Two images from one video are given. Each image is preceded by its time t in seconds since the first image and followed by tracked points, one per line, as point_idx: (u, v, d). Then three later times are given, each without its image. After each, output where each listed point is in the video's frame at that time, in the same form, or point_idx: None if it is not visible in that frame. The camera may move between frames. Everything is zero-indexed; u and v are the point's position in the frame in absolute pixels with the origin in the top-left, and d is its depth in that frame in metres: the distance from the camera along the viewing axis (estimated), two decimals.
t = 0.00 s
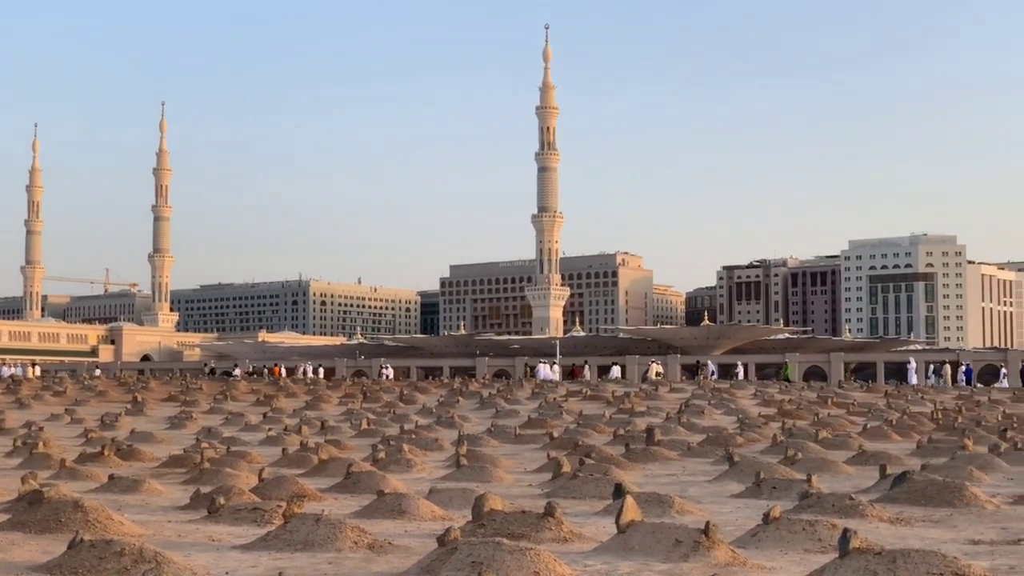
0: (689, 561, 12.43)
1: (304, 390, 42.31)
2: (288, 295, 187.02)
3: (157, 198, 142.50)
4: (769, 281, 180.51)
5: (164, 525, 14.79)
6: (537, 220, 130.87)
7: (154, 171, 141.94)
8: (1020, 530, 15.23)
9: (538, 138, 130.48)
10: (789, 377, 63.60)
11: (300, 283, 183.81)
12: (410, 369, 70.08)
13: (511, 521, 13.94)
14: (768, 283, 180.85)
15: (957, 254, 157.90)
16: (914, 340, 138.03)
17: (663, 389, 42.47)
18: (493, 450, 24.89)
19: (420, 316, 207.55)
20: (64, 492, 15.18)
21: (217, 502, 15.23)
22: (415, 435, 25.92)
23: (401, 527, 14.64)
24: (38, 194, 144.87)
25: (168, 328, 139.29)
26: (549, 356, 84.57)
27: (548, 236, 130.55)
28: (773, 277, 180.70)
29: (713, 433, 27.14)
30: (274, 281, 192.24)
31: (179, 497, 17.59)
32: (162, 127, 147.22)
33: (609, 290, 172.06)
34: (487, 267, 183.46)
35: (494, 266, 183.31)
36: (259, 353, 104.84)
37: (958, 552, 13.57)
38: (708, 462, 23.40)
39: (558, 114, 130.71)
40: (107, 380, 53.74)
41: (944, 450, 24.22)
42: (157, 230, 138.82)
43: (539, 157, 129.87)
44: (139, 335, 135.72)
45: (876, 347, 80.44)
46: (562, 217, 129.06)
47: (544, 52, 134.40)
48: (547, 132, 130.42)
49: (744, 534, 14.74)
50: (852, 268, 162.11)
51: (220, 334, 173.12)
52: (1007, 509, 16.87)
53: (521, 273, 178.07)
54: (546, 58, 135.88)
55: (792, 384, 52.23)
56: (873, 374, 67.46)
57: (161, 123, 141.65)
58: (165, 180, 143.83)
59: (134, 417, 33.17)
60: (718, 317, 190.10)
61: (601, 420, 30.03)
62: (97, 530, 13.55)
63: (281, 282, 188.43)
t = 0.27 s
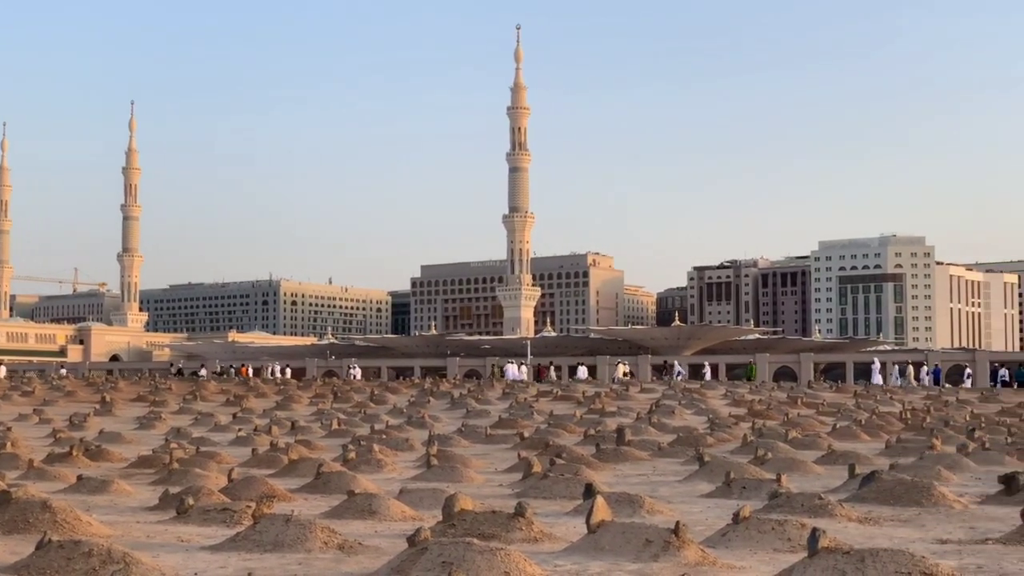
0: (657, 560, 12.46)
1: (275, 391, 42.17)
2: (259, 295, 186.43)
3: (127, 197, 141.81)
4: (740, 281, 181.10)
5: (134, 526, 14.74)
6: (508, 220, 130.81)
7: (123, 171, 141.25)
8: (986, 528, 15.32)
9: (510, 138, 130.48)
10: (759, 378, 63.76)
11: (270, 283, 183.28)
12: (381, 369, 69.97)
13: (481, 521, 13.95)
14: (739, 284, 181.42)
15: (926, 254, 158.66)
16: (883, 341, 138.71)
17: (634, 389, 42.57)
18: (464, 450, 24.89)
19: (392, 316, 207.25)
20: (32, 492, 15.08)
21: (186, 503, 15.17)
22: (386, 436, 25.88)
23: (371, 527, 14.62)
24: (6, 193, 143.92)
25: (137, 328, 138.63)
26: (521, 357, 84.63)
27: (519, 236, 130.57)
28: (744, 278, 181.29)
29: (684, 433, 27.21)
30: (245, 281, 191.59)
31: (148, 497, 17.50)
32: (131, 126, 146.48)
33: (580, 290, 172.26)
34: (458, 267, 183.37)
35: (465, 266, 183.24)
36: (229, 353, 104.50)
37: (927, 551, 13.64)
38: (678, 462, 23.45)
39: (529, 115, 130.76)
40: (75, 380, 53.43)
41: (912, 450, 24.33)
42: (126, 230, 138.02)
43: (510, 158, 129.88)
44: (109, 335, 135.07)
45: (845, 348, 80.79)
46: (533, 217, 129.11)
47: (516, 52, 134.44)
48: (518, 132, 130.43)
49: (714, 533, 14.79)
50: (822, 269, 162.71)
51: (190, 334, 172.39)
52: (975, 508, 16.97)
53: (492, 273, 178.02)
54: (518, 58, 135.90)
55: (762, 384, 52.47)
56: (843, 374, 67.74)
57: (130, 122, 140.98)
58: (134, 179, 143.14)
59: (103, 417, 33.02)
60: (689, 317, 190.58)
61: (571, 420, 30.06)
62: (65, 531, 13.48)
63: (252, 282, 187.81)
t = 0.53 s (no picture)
0: (627, 559, 12.48)
1: (244, 391, 42.04)
2: (228, 295, 185.79)
3: (95, 196, 140.99)
4: (710, 281, 181.68)
5: (101, 527, 14.65)
6: (478, 219, 130.74)
7: (91, 170, 140.50)
8: (953, 526, 15.41)
9: (480, 138, 130.47)
10: (729, 377, 63.86)
11: (239, 282, 182.68)
12: (350, 368, 69.82)
13: (451, 521, 13.94)
14: (708, 283, 181.96)
15: (893, 254, 159.52)
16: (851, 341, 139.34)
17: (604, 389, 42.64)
18: (434, 450, 24.86)
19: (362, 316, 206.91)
20: None
21: (154, 503, 15.10)
22: (355, 436, 25.83)
23: (341, 527, 14.59)
24: None
25: (105, 328, 137.91)
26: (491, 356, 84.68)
27: (489, 236, 130.55)
28: (713, 277, 181.87)
29: (653, 432, 27.23)
30: (214, 281, 190.86)
31: (117, 498, 17.39)
32: (99, 125, 145.68)
33: (550, 289, 172.39)
34: (429, 267, 183.22)
35: (436, 266, 183.10)
36: (199, 352, 104.11)
37: (895, 550, 13.71)
38: (648, 462, 23.49)
39: (499, 114, 130.80)
40: (42, 380, 53.10)
41: (881, 448, 24.45)
42: (94, 229, 137.19)
43: (480, 157, 129.87)
44: (77, 335, 134.31)
45: (814, 347, 81.12)
46: (503, 217, 129.14)
47: (486, 52, 134.46)
48: (488, 131, 130.44)
49: (681, 533, 14.83)
50: (791, 268, 163.35)
51: (159, 334, 171.58)
52: (942, 506, 17.07)
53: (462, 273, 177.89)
54: (488, 57, 135.87)
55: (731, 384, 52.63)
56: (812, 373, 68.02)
57: (98, 121, 140.22)
58: (102, 178, 142.38)
59: (70, 417, 32.84)
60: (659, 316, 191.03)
61: (542, 420, 30.06)
62: (33, 532, 13.40)
63: (221, 282, 187.17)
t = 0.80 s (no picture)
0: (595, 559, 12.50)
1: (212, 391, 41.89)
2: (196, 295, 185.04)
3: (61, 197, 140.11)
4: (678, 281, 182.19)
5: (67, 529, 14.58)
6: (447, 219, 130.65)
7: (57, 170, 139.63)
8: (920, 524, 15.50)
9: (449, 137, 130.36)
10: (698, 376, 63.98)
11: (207, 282, 181.95)
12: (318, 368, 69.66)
13: (419, 521, 13.92)
14: (677, 283, 182.44)
15: (861, 254, 160.37)
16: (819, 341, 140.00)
17: (573, 388, 42.70)
18: (403, 450, 24.84)
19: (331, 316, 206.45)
20: None
21: (121, 505, 15.03)
22: (324, 436, 25.78)
23: (309, 528, 14.56)
24: None
25: (71, 329, 137.10)
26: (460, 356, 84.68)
27: (458, 235, 130.46)
28: (682, 277, 182.39)
29: (622, 432, 27.29)
30: (181, 281, 189.94)
31: (83, 499, 17.29)
32: (65, 124, 144.78)
33: (519, 289, 172.46)
34: (398, 267, 182.99)
35: (405, 266, 182.87)
36: (167, 353, 103.66)
37: (862, 547, 13.78)
38: (617, 462, 23.52)
39: (468, 114, 130.70)
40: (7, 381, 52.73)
41: (848, 447, 24.59)
42: (60, 229, 136.34)
43: (449, 157, 129.76)
44: (43, 336, 133.46)
45: (782, 347, 81.41)
46: (472, 217, 129.08)
47: (454, 52, 134.36)
48: (457, 131, 130.34)
49: (650, 532, 14.85)
50: (760, 268, 164.00)
51: (126, 334, 170.73)
52: (909, 505, 17.17)
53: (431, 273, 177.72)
54: (457, 57, 135.76)
55: (698, 384, 52.79)
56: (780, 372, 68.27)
57: (64, 121, 139.35)
58: (68, 178, 141.50)
59: (36, 418, 32.64)
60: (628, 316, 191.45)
61: (511, 419, 30.07)
62: None
63: (189, 282, 186.37)
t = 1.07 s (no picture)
0: (564, 560, 12.51)
1: (179, 393, 41.70)
2: (163, 297, 184.11)
3: (27, 198, 139.13)
4: (647, 282, 182.58)
5: (33, 532, 14.49)
6: (416, 220, 130.49)
7: (23, 171, 138.66)
8: (886, 526, 15.56)
9: (418, 139, 130.20)
10: (667, 378, 64.06)
11: (175, 284, 181.09)
12: (286, 370, 69.45)
13: (386, 523, 13.91)
14: (646, 285, 182.82)
15: (829, 256, 160.82)
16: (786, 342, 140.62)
17: (541, 390, 42.75)
18: (371, 452, 24.83)
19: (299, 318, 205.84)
20: None
21: (86, 508, 14.94)
22: (292, 438, 25.74)
23: (277, 531, 14.50)
24: None
25: (37, 331, 136.23)
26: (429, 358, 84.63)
27: (427, 237, 130.38)
28: (651, 279, 182.81)
29: (591, 434, 27.32)
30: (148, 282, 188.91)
31: (49, 502, 17.19)
32: (31, 126, 143.81)
33: (488, 291, 172.44)
34: (366, 269, 182.64)
35: (374, 268, 182.54)
36: (134, 356, 103.10)
37: (828, 548, 13.84)
38: (586, 462, 23.54)
39: (437, 116, 130.59)
40: None
41: (815, 448, 24.70)
42: (26, 230, 135.39)
43: (418, 159, 129.62)
44: (8, 338, 132.49)
45: (749, 348, 81.71)
46: (441, 218, 129.00)
47: (424, 54, 134.24)
48: (427, 133, 130.21)
49: (618, 534, 14.88)
50: (728, 270, 164.49)
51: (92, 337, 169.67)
52: (875, 505, 17.27)
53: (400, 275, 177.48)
54: (426, 59, 135.63)
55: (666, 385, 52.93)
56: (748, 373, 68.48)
57: (29, 122, 138.41)
58: (35, 179, 140.50)
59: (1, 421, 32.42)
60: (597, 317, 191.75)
61: (479, 421, 30.07)
62: None
63: (156, 284, 185.47)
